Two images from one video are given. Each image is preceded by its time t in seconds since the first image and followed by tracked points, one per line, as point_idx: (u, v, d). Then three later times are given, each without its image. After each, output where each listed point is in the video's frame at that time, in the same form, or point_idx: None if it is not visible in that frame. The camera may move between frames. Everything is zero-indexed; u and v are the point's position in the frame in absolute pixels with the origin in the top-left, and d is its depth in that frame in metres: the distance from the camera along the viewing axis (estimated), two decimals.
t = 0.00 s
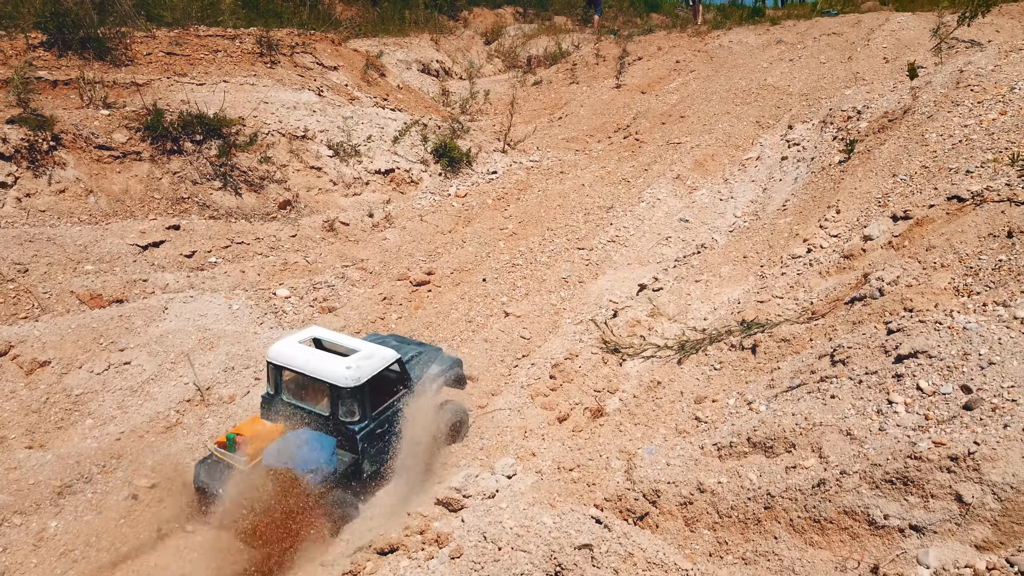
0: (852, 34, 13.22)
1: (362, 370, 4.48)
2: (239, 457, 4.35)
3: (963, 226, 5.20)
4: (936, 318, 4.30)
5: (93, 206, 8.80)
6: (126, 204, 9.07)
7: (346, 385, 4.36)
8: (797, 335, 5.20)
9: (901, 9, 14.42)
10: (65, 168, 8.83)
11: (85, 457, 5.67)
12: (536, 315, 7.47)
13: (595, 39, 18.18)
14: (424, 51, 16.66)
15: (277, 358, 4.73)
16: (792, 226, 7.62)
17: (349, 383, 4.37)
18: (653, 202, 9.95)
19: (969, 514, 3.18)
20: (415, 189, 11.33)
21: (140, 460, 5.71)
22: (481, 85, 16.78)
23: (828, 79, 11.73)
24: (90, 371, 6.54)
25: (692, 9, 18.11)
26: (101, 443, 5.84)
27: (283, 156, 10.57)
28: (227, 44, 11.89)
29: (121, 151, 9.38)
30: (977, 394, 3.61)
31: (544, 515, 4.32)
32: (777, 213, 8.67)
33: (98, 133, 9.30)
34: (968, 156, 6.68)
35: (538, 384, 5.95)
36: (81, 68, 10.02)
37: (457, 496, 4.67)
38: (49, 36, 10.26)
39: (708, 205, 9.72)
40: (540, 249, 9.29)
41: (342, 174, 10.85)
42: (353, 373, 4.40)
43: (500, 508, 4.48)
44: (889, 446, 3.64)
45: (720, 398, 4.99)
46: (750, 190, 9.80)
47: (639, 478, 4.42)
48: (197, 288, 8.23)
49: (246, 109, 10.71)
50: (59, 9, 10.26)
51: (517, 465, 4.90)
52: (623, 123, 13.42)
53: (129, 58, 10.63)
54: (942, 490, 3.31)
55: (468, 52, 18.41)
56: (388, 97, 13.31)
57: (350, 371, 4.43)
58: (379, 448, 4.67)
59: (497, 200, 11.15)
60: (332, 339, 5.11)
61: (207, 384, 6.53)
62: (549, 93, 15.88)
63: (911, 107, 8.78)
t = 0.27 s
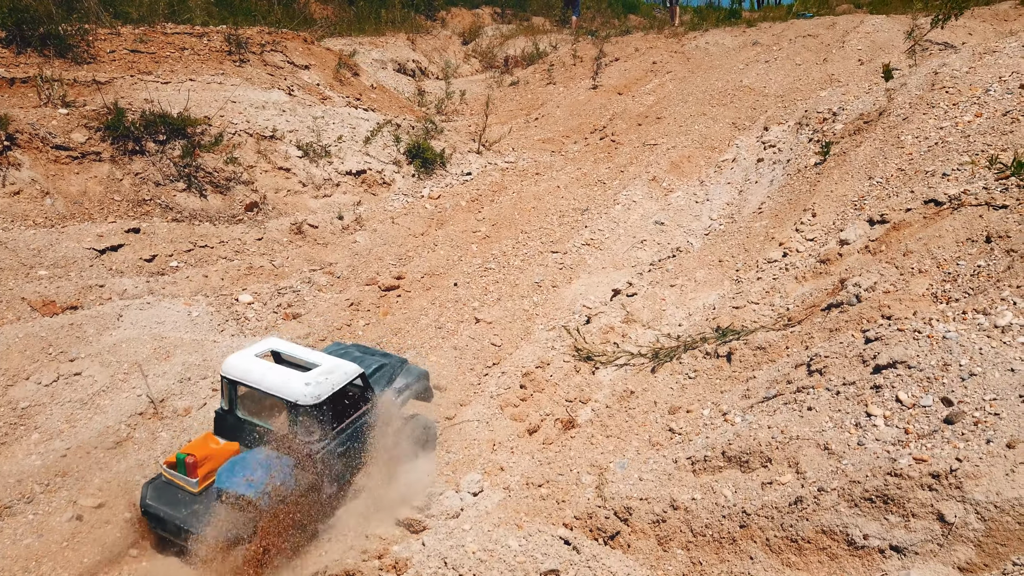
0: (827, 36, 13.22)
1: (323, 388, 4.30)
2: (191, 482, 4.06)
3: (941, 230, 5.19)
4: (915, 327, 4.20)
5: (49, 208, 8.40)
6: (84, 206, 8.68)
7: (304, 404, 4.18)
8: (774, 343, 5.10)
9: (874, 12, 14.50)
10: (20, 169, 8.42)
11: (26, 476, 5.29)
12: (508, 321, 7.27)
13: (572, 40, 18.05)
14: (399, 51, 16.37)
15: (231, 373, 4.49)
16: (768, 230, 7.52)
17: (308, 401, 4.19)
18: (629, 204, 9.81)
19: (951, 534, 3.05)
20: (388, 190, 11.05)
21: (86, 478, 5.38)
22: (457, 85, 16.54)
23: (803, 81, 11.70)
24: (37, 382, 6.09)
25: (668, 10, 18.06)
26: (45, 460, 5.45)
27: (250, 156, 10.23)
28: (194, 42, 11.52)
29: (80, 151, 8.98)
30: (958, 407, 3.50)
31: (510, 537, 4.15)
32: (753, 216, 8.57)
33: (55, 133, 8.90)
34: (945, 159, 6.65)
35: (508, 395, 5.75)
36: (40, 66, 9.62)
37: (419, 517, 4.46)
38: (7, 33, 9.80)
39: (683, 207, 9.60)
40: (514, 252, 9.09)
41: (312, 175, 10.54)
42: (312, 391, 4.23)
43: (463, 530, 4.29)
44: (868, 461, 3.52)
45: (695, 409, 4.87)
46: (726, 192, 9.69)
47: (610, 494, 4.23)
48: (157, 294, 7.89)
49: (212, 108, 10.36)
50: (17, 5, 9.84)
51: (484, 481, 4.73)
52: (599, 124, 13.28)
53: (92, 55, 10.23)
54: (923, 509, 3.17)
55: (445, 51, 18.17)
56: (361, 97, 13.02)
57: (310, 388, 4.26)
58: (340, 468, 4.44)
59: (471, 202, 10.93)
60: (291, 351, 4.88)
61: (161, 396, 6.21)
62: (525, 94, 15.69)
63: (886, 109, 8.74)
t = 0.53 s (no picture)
0: (813, 34, 13.19)
1: (305, 399, 4.14)
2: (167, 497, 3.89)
3: (935, 232, 5.22)
4: (911, 332, 4.36)
5: (23, 208, 8.15)
6: (60, 207, 8.42)
7: (285, 417, 4.02)
8: (766, 347, 5.07)
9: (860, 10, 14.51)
10: None
11: None
12: (495, 324, 7.14)
13: (559, 38, 17.92)
14: (385, 48, 16.15)
15: (209, 383, 4.30)
16: (758, 230, 7.43)
17: (289, 414, 4.03)
18: (617, 204, 9.68)
19: (954, 549, 3.22)
20: (373, 190, 10.85)
21: (57, 490, 5.17)
22: (443, 83, 16.35)
23: (790, 79, 11.64)
24: (7, 390, 5.84)
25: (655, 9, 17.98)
26: (13, 471, 5.21)
27: (232, 155, 10.00)
28: (175, 39, 11.24)
29: (55, 149, 8.72)
30: (958, 417, 3.69)
31: (497, 554, 4.15)
32: (742, 216, 8.49)
33: (30, 131, 8.63)
34: (937, 158, 6.60)
35: (494, 400, 5.72)
36: (14, 62, 9.33)
37: (402, 531, 4.31)
38: None
39: (672, 207, 9.50)
40: (501, 253, 8.94)
41: (295, 174, 10.32)
42: (293, 403, 4.07)
43: (449, 546, 4.26)
44: (867, 473, 3.67)
45: (686, 415, 4.87)
46: (715, 191, 9.59)
47: (601, 506, 4.29)
48: (135, 297, 7.66)
49: (193, 106, 10.11)
50: None
51: (470, 493, 4.72)
52: (586, 122, 13.15)
53: (69, 52, 9.94)
54: (925, 523, 3.34)
55: (431, 49, 17.93)
56: (346, 95, 12.81)
57: (291, 400, 4.09)
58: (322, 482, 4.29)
59: (458, 201, 10.77)
60: (271, 359, 4.69)
61: (137, 404, 6.00)
62: (512, 92, 15.53)
63: (876, 108, 8.68)
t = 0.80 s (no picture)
0: (811, 32, 13.14)
1: (307, 405, 4.04)
2: (164, 504, 3.81)
3: (943, 231, 5.29)
4: (923, 333, 4.42)
5: (16, 206, 8.03)
6: (53, 204, 8.29)
7: (287, 422, 3.93)
8: (772, 348, 5.14)
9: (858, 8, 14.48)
10: None
11: None
12: (495, 323, 7.06)
13: (556, 36, 17.84)
14: (381, 45, 16.04)
15: (207, 386, 4.19)
16: (760, 229, 7.37)
17: (291, 420, 3.94)
18: (616, 202, 9.61)
19: (971, 556, 3.20)
20: (370, 188, 10.74)
21: (50, 495, 5.07)
22: (440, 80, 16.25)
23: (789, 77, 11.59)
24: None
25: (652, 6, 17.91)
26: (5, 476, 5.12)
27: (227, 153, 9.88)
28: (169, 35, 11.10)
29: (48, 147, 8.59)
30: (972, 420, 3.71)
31: (502, 561, 4.08)
32: (744, 215, 8.43)
33: (22, 128, 8.50)
34: (941, 157, 6.58)
35: (496, 401, 5.68)
36: (6, 58, 9.20)
37: (404, 538, 4.29)
38: None
39: (672, 206, 9.42)
40: (500, 252, 8.85)
41: (291, 172, 10.21)
42: (296, 408, 3.98)
43: (452, 553, 4.18)
44: (880, 478, 3.67)
45: (692, 417, 4.92)
46: (716, 189, 9.52)
47: (607, 511, 4.30)
48: (129, 297, 7.56)
49: (188, 103, 9.99)
50: None
51: (473, 497, 4.64)
52: (584, 120, 13.07)
53: (62, 48, 9.79)
54: (941, 530, 3.32)
55: (427, 46, 17.84)
56: (342, 92, 12.70)
57: (293, 405, 4.00)
58: (322, 489, 4.23)
59: (455, 199, 10.67)
60: (271, 361, 4.58)
61: (131, 406, 5.89)
62: (510, 89, 15.43)
63: (877, 106, 8.63)
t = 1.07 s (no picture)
0: (812, 29, 13.10)
1: (310, 402, 4.02)
2: (166, 501, 3.79)
3: (948, 227, 5.28)
4: (930, 330, 4.41)
5: (14, 202, 7.99)
6: (52, 200, 8.25)
7: (290, 419, 3.92)
8: (777, 345, 5.15)
9: (859, 5, 14.45)
10: None
11: None
12: (496, 320, 7.04)
13: (556, 33, 17.79)
14: (381, 41, 15.99)
15: (209, 383, 4.17)
16: (763, 225, 7.35)
17: (294, 417, 3.93)
18: (618, 199, 9.58)
19: (981, 554, 3.18)
20: (370, 184, 10.70)
21: (50, 492, 5.04)
22: (440, 77, 16.20)
23: (790, 74, 11.55)
24: None
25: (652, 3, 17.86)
26: (5, 473, 5.09)
27: (226, 149, 9.84)
28: (168, 30, 11.04)
29: (47, 142, 8.54)
30: (981, 417, 3.70)
31: (507, 559, 4.06)
32: (746, 212, 8.41)
33: (20, 123, 8.46)
34: (945, 153, 6.56)
35: (499, 398, 5.67)
36: (5, 54, 9.15)
37: (408, 535, 4.25)
38: None
39: (673, 202, 9.39)
40: (501, 248, 8.82)
41: (291, 168, 10.17)
42: (298, 405, 3.96)
43: (457, 551, 4.15)
44: (888, 475, 3.66)
45: (696, 414, 4.92)
46: (717, 186, 9.49)
47: (611, 508, 4.29)
48: (129, 293, 7.52)
49: (187, 99, 9.94)
50: None
51: (476, 494, 4.62)
52: (585, 117, 13.03)
53: (60, 43, 9.74)
54: (950, 527, 3.31)
55: (426, 43, 17.80)
56: (342, 88, 12.66)
57: (296, 402, 3.98)
58: (324, 486, 4.20)
59: (456, 196, 10.64)
60: (273, 358, 4.56)
61: (131, 403, 5.86)
62: (510, 86, 15.38)
63: (879, 102, 8.60)
